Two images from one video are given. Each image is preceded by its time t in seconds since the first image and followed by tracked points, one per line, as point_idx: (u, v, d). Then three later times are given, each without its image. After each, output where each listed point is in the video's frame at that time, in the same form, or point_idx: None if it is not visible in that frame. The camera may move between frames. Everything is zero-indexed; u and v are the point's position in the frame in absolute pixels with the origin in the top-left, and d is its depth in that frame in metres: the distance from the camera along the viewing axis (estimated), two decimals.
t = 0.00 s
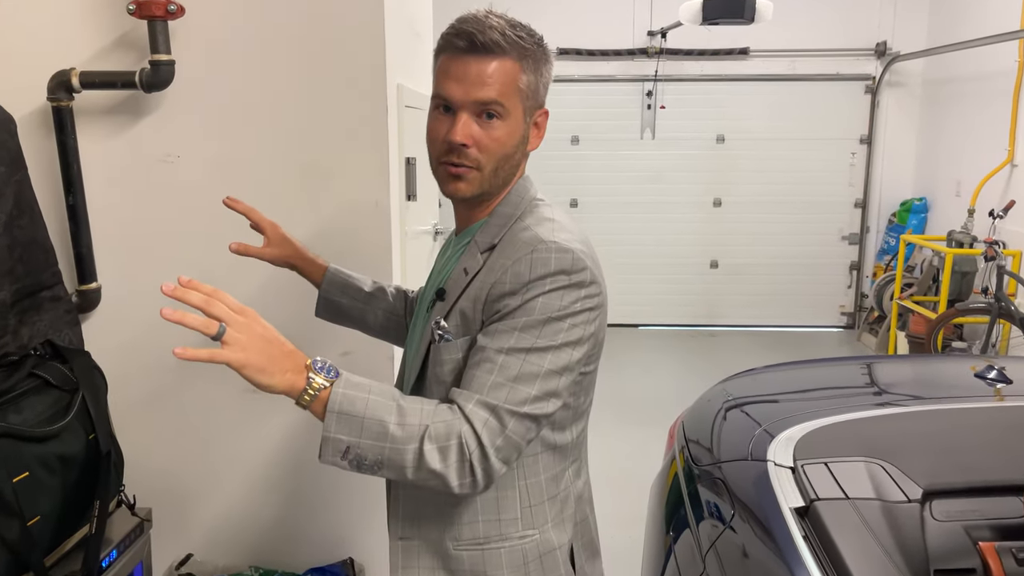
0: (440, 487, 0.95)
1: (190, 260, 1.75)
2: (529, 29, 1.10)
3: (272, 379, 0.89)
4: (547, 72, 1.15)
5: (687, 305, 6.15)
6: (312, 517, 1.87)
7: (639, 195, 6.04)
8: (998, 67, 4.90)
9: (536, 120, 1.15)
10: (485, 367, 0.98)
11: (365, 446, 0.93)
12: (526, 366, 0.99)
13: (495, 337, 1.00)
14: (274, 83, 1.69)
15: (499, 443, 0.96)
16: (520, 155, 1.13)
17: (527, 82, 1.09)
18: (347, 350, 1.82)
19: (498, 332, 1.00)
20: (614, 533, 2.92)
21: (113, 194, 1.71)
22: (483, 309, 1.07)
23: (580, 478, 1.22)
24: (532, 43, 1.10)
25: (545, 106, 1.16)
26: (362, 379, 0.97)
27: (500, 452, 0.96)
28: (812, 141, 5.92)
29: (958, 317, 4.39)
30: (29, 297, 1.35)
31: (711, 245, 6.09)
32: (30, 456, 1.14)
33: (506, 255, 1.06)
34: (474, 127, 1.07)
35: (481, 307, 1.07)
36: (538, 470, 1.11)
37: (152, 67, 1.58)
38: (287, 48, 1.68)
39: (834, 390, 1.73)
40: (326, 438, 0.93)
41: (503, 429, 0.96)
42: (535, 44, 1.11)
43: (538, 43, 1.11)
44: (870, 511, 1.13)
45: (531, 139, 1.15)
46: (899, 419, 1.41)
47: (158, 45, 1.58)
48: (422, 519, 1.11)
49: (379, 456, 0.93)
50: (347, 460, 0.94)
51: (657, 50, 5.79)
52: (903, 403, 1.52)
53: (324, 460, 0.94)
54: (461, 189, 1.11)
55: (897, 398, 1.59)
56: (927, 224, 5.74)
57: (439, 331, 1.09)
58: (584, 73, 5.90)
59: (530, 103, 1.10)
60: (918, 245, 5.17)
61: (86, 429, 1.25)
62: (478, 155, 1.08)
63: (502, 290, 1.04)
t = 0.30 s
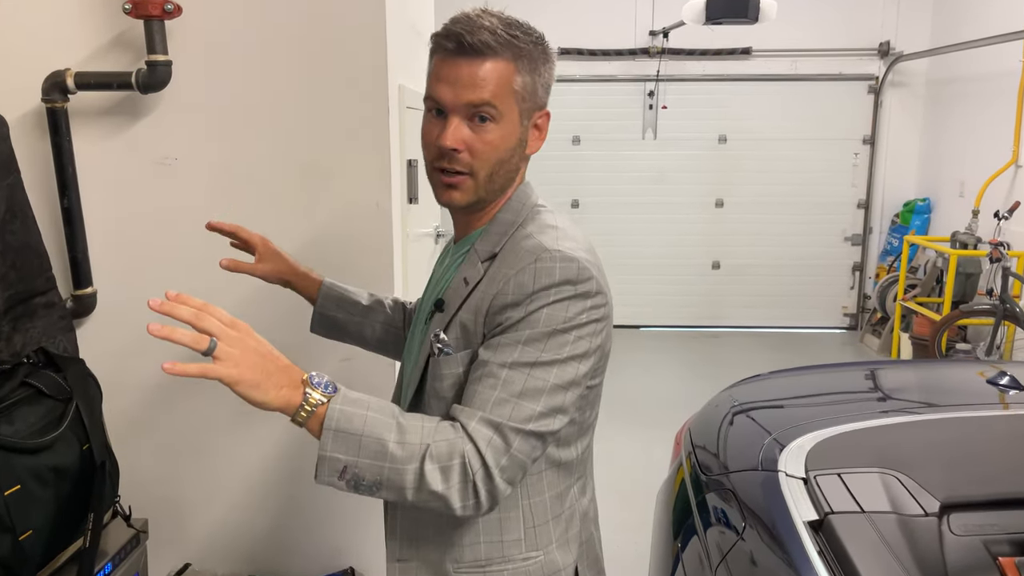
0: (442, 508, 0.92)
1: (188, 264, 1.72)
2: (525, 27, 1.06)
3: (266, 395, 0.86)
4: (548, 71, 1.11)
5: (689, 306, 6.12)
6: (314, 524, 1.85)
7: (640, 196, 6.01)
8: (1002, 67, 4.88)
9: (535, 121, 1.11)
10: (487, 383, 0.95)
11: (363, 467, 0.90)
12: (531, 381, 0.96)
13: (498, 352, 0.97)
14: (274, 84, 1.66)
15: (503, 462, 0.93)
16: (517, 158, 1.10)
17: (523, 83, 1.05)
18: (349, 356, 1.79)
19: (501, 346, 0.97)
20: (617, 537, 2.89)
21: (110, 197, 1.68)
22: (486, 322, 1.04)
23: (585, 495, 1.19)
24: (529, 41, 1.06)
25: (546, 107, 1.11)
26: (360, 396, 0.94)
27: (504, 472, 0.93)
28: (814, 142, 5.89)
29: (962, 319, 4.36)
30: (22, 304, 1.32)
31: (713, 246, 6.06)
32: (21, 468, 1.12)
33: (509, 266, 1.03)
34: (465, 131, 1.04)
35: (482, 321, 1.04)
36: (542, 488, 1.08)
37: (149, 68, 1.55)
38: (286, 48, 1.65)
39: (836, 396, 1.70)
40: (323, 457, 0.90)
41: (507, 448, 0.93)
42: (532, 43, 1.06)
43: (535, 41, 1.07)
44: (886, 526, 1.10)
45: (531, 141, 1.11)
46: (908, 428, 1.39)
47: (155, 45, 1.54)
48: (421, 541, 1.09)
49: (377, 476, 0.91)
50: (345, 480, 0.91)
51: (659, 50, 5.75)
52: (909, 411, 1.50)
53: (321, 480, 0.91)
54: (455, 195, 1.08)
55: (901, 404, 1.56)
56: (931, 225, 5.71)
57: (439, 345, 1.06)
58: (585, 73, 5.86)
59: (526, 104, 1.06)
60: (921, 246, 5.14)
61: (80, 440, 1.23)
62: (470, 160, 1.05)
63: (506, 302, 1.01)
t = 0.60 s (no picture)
0: (449, 539, 0.88)
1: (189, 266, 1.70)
2: (421, 26, 0.95)
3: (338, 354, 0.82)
4: (467, 64, 0.95)
5: (691, 307, 6.09)
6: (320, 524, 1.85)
7: (642, 196, 5.99)
8: (1005, 67, 4.86)
9: (457, 121, 0.95)
10: (490, 413, 0.90)
11: (395, 467, 0.85)
12: (535, 409, 0.91)
13: (497, 378, 0.92)
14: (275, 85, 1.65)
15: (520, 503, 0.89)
16: (438, 172, 0.97)
17: (412, 87, 0.94)
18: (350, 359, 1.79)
19: (501, 372, 0.92)
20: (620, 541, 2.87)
21: (107, 199, 1.62)
22: (476, 346, 1.00)
23: (584, 519, 1.16)
24: (428, 40, 0.95)
25: (469, 103, 0.95)
26: (414, 392, 0.90)
27: (516, 511, 0.89)
28: (817, 142, 5.86)
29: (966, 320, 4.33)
30: (18, 308, 1.30)
31: (715, 246, 6.03)
32: (16, 477, 1.11)
33: (502, 285, 0.99)
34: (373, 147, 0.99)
35: (473, 344, 1.00)
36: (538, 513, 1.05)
37: (148, 67, 1.53)
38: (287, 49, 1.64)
39: (840, 400, 1.67)
40: (357, 444, 0.85)
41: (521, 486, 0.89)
42: (425, 42, 0.94)
43: (434, 38, 0.95)
44: (902, 536, 1.07)
45: (457, 144, 0.96)
46: (918, 433, 1.37)
47: (153, 44, 1.52)
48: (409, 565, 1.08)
49: (404, 481, 0.85)
50: (367, 476, 0.86)
51: (660, 50, 5.72)
52: (918, 416, 1.47)
53: (342, 466, 0.86)
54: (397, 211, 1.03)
55: (905, 409, 1.54)
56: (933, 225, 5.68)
57: (427, 366, 1.03)
58: (586, 73, 5.84)
59: (420, 109, 0.94)
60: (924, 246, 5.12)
61: (76, 447, 1.22)
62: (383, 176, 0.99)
63: (501, 324, 0.96)
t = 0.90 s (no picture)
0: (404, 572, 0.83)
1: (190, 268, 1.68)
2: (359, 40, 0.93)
3: (264, 381, 0.83)
4: (383, 67, 0.89)
5: (693, 307, 6.07)
6: (324, 528, 1.83)
7: (644, 197, 5.96)
8: (1008, 67, 4.84)
9: (384, 126, 0.90)
10: (432, 446, 0.82)
11: (331, 497, 0.82)
12: (476, 442, 0.80)
13: (438, 407, 0.83)
14: (277, 87, 1.62)
15: (475, 542, 0.81)
16: (384, 178, 0.92)
17: (347, 105, 0.92)
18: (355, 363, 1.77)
19: (441, 400, 0.84)
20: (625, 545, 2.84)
21: (106, 203, 1.62)
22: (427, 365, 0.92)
23: (595, 534, 1.05)
24: (357, 54, 0.92)
25: (391, 106, 0.88)
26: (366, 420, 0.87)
27: (471, 550, 0.81)
28: (820, 143, 5.84)
29: (971, 321, 4.30)
30: (19, 314, 1.28)
31: (718, 247, 6.01)
32: (14, 488, 1.12)
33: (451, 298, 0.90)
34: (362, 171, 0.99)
35: (424, 365, 0.92)
36: (525, 537, 0.95)
37: (149, 68, 1.50)
38: (291, 51, 1.61)
39: (849, 405, 1.64)
40: (294, 475, 0.84)
41: (471, 526, 0.80)
42: (357, 57, 0.92)
43: (362, 51, 0.92)
44: (922, 548, 1.05)
45: (390, 151, 0.90)
46: (934, 440, 1.34)
47: (154, 44, 1.50)
48: None
49: (343, 509, 0.82)
50: (309, 504, 0.84)
51: (663, 50, 5.69)
52: (930, 421, 1.45)
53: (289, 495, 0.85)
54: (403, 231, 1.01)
55: (916, 412, 1.52)
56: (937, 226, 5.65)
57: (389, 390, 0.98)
58: (588, 73, 5.81)
59: (356, 124, 0.91)
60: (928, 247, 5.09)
61: (76, 456, 1.22)
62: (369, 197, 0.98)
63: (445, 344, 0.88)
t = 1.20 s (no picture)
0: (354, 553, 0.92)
1: (192, 269, 1.65)
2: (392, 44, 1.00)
3: (301, 428, 1.13)
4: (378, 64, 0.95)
5: (694, 308, 6.05)
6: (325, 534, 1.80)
7: (646, 197, 5.94)
8: (1011, 67, 4.82)
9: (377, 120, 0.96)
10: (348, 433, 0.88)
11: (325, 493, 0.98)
12: (373, 431, 0.85)
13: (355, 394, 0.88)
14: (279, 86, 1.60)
15: (378, 530, 0.85)
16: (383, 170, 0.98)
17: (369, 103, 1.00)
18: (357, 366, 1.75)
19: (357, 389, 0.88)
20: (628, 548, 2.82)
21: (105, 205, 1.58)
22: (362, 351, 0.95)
23: (544, 543, 0.99)
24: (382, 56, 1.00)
25: (376, 100, 0.94)
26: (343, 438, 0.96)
27: (377, 537, 0.85)
28: (822, 143, 5.82)
29: (975, 322, 4.28)
30: (20, 319, 1.26)
31: (720, 248, 5.99)
32: (13, 497, 1.12)
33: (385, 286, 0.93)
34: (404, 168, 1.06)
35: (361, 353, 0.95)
36: (460, 533, 0.94)
37: (149, 68, 1.48)
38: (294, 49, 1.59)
39: (858, 408, 1.62)
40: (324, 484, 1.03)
41: (369, 510, 0.85)
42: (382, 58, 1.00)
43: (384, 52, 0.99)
44: (940, 557, 1.03)
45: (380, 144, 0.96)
46: (947, 445, 1.31)
47: (154, 42, 1.48)
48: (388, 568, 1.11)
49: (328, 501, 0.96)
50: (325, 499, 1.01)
51: (664, 49, 5.67)
52: (939, 425, 1.43)
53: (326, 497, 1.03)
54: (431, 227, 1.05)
55: (923, 416, 1.50)
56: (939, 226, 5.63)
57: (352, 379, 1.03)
58: (589, 73, 5.79)
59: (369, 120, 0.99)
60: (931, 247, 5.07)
61: (75, 463, 1.22)
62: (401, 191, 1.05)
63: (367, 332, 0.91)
